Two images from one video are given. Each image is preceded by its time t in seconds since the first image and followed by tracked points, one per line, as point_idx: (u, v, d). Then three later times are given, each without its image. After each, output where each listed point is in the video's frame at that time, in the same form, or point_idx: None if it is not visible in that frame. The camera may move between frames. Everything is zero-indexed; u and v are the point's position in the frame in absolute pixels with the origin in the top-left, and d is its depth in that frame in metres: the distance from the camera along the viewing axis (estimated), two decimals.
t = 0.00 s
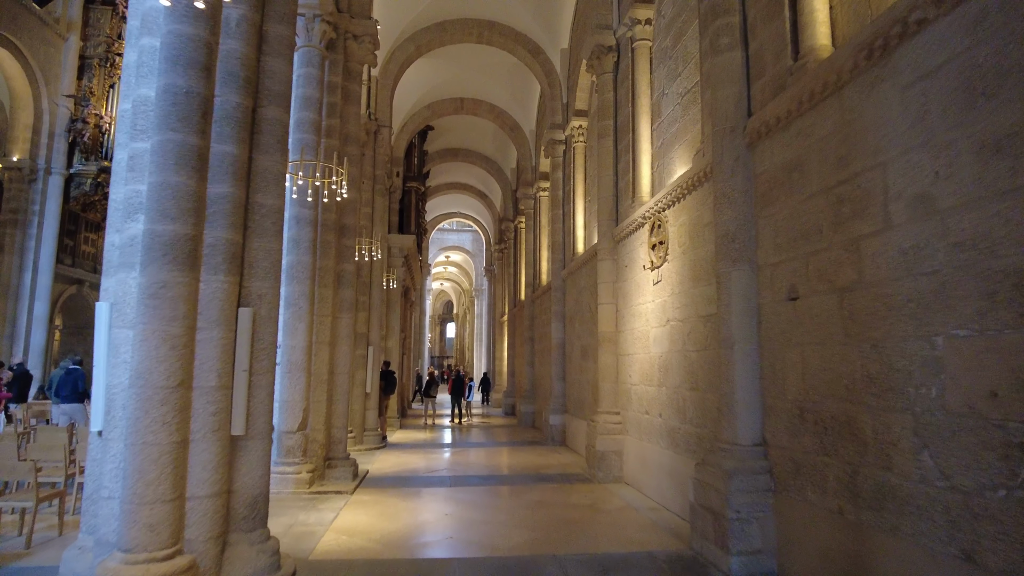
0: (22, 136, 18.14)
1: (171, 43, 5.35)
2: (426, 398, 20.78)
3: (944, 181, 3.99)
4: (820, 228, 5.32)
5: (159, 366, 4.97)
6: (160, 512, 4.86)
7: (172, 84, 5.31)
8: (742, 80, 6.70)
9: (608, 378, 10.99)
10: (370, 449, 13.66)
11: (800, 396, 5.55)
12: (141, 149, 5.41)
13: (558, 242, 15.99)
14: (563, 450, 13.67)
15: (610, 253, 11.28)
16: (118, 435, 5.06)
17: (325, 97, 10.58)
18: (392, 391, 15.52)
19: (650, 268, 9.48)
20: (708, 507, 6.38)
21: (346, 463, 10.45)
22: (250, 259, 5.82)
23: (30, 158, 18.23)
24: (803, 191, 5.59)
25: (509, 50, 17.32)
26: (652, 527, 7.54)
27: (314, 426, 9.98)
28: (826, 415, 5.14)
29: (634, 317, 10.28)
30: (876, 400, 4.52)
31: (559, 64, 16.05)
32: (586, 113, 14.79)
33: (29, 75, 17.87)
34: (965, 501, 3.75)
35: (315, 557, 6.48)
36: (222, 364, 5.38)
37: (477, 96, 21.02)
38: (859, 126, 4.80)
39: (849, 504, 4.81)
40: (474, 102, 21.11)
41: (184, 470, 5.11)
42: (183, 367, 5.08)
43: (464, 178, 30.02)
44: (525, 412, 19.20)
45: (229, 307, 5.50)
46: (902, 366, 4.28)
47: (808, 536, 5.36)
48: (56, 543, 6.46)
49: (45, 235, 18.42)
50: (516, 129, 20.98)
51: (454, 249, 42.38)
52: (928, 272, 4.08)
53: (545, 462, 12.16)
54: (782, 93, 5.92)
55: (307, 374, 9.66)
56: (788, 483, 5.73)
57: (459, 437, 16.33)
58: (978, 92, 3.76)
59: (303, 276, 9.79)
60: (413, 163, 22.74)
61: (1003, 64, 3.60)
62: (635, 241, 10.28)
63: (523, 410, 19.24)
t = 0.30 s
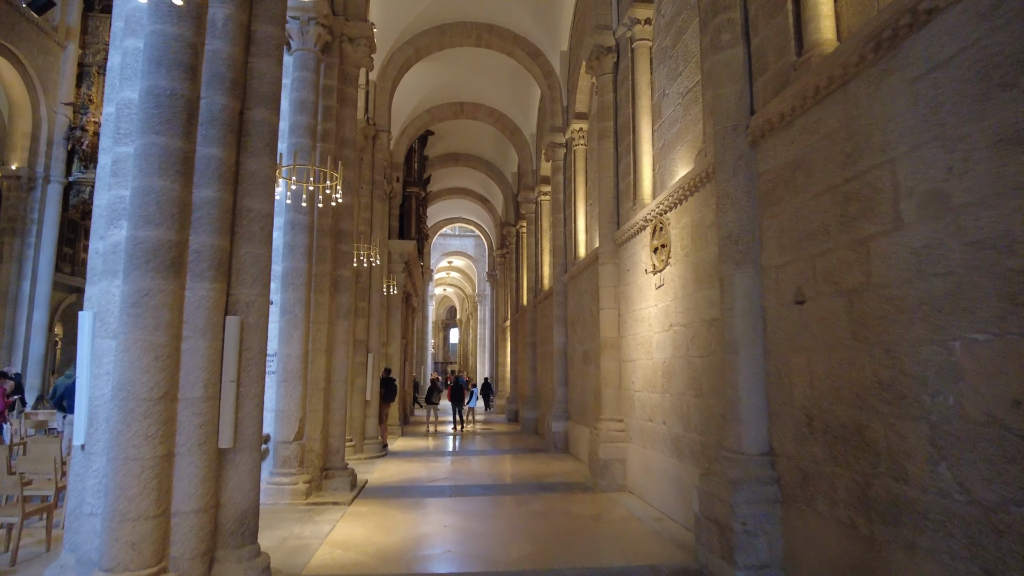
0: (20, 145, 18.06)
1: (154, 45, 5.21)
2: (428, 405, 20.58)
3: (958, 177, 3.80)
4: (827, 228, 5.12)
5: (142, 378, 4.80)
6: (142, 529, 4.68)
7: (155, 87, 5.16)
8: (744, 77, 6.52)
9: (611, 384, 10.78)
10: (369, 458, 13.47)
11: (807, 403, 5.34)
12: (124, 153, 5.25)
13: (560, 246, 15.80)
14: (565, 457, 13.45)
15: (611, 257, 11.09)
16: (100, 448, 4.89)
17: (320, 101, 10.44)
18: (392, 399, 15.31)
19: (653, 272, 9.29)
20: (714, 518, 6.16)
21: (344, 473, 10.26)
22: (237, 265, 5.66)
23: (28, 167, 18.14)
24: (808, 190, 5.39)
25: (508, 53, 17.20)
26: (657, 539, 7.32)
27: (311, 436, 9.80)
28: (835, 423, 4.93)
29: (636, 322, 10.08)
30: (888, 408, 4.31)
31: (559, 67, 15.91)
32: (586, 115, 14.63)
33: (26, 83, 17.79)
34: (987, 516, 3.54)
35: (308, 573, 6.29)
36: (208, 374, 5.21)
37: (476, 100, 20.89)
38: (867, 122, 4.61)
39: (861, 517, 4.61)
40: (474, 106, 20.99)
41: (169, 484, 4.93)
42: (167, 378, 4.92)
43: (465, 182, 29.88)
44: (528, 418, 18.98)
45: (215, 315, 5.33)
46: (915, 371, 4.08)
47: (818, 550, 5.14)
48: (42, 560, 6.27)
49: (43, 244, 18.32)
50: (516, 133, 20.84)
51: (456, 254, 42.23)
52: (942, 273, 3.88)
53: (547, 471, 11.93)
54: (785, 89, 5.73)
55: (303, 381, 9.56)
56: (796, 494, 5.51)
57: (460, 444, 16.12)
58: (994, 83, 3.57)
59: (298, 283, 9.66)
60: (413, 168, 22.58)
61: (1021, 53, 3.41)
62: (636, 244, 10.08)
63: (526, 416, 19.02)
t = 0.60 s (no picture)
0: (26, 150, 18.08)
1: (146, 40, 5.07)
2: (434, 410, 20.41)
3: (981, 169, 3.61)
4: (840, 226, 4.92)
5: (132, 382, 4.65)
6: (132, 539, 4.52)
7: (148, 83, 5.02)
8: (752, 73, 6.35)
9: (617, 388, 10.59)
10: (374, 464, 13.30)
11: (821, 408, 5.14)
12: (116, 152, 5.12)
13: (565, 249, 15.63)
14: (572, 463, 13.24)
15: (617, 259, 10.90)
16: (89, 456, 4.73)
17: (321, 103, 10.34)
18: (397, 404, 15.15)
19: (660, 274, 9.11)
20: (724, 527, 5.95)
21: (346, 480, 10.10)
22: (232, 267, 5.52)
23: (33, 172, 18.15)
24: (819, 187, 5.20)
25: (513, 55, 17.09)
26: (665, 547, 7.11)
27: (312, 441, 9.66)
28: (851, 428, 4.73)
29: (643, 326, 9.89)
30: (907, 413, 4.11)
31: (564, 68, 15.78)
32: (591, 116, 14.48)
33: (32, 89, 17.80)
34: (1016, 527, 3.34)
35: None
36: (201, 378, 5.07)
37: (481, 103, 20.78)
38: (881, 115, 4.43)
39: (879, 527, 4.40)
40: (478, 109, 20.87)
41: (160, 493, 4.78)
42: (158, 382, 4.77)
43: (471, 186, 29.76)
44: (534, 424, 18.78)
45: (209, 318, 5.20)
46: (936, 375, 3.88)
47: (834, 561, 4.93)
48: (35, 570, 6.13)
49: (48, 249, 18.33)
50: (522, 136, 20.72)
51: (462, 258, 42.13)
52: (965, 270, 3.68)
53: (553, 477, 11.73)
54: (795, 84, 5.56)
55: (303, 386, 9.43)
56: (809, 502, 5.30)
57: (465, 450, 15.93)
58: (1019, 70, 3.39)
59: (299, 286, 9.54)
60: (418, 171, 22.46)
61: None
62: (643, 246, 9.89)
63: (532, 421, 18.81)
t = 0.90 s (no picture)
0: (32, 151, 18.08)
1: (142, 30, 4.92)
2: (439, 413, 20.22)
3: (1016, 158, 3.41)
4: (860, 222, 4.72)
5: (124, 382, 4.48)
6: (123, 545, 4.34)
7: (143, 74, 4.87)
8: (766, 65, 6.15)
9: (625, 392, 10.38)
10: (378, 467, 13.12)
11: (841, 412, 4.92)
12: (111, 145, 4.96)
13: (573, 250, 15.43)
14: (579, 467, 13.02)
15: (626, 260, 10.67)
16: (80, 457, 4.56)
17: (326, 100, 10.20)
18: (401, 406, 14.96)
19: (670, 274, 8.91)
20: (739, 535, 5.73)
21: (349, 483, 9.93)
22: (230, 263, 5.37)
23: (39, 172, 18.12)
24: (838, 182, 5.00)
25: (520, 54, 16.94)
26: (676, 555, 6.89)
27: (315, 444, 9.49)
28: (873, 433, 4.51)
29: (652, 328, 9.68)
30: (936, 417, 3.90)
31: (572, 68, 15.62)
32: (599, 116, 14.29)
33: (38, 89, 17.71)
34: None
35: None
36: (197, 378, 4.91)
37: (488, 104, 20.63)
38: (905, 104, 4.23)
39: (905, 538, 4.17)
40: (485, 110, 20.72)
41: (153, 496, 4.60)
42: (152, 382, 4.60)
43: (477, 188, 29.62)
44: (540, 427, 18.56)
45: (205, 316, 5.04)
46: (968, 377, 3.66)
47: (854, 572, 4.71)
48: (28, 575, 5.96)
49: (54, 250, 18.30)
50: (529, 136, 20.57)
51: (469, 261, 42.01)
52: (1000, 266, 3.48)
53: (559, 481, 11.52)
54: (812, 75, 5.36)
55: (306, 387, 9.27)
56: (828, 510, 5.08)
57: (471, 453, 15.73)
58: None
59: (302, 285, 9.38)
60: (424, 172, 22.32)
61: None
62: (653, 246, 9.69)
63: (539, 425, 18.60)
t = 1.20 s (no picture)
0: (37, 149, 17.97)
1: (135, 14, 4.71)
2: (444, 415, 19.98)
3: None
4: (891, 216, 4.45)
5: (114, 382, 4.26)
6: (111, 554, 4.11)
7: (137, 60, 4.65)
8: (788, 55, 5.89)
9: (635, 395, 10.13)
10: (382, 469, 12.88)
11: (868, 418, 4.66)
12: (104, 134, 4.75)
13: (581, 250, 15.18)
14: (586, 471, 12.75)
15: (636, 259, 10.42)
16: (67, 462, 4.31)
17: (330, 95, 9.99)
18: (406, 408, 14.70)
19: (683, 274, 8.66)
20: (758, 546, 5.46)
21: (352, 486, 9.71)
22: (227, 258, 5.15)
23: (44, 170, 17.98)
24: (866, 174, 4.74)
25: (528, 51, 16.70)
26: (690, 565, 6.63)
27: (317, 446, 9.28)
28: (905, 440, 4.25)
29: (663, 329, 9.43)
30: (978, 424, 3.64)
31: (580, 65, 15.38)
32: (609, 113, 14.03)
33: (43, 86, 17.50)
34: None
35: None
36: (192, 378, 4.69)
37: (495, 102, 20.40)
38: (943, 90, 3.97)
39: (941, 553, 3.91)
40: (492, 108, 20.49)
41: (144, 502, 4.37)
42: (144, 382, 4.38)
43: (484, 187, 29.39)
44: (547, 430, 18.30)
45: (201, 313, 4.82)
46: (1015, 382, 3.40)
47: None
48: None
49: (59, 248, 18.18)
50: (536, 135, 20.34)
51: (474, 261, 41.82)
52: None
53: (567, 486, 11.26)
54: (838, 63, 5.10)
55: (309, 387, 9.06)
56: (854, 521, 4.81)
57: (476, 456, 15.47)
58: None
59: (304, 283, 9.16)
60: (430, 171, 22.10)
61: None
62: (664, 245, 9.44)
63: (545, 427, 18.34)
